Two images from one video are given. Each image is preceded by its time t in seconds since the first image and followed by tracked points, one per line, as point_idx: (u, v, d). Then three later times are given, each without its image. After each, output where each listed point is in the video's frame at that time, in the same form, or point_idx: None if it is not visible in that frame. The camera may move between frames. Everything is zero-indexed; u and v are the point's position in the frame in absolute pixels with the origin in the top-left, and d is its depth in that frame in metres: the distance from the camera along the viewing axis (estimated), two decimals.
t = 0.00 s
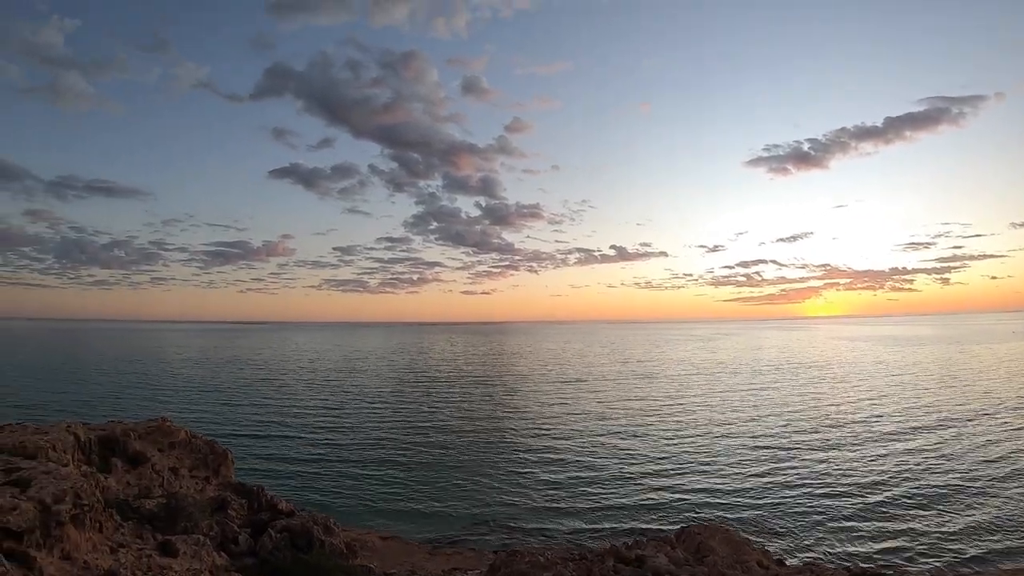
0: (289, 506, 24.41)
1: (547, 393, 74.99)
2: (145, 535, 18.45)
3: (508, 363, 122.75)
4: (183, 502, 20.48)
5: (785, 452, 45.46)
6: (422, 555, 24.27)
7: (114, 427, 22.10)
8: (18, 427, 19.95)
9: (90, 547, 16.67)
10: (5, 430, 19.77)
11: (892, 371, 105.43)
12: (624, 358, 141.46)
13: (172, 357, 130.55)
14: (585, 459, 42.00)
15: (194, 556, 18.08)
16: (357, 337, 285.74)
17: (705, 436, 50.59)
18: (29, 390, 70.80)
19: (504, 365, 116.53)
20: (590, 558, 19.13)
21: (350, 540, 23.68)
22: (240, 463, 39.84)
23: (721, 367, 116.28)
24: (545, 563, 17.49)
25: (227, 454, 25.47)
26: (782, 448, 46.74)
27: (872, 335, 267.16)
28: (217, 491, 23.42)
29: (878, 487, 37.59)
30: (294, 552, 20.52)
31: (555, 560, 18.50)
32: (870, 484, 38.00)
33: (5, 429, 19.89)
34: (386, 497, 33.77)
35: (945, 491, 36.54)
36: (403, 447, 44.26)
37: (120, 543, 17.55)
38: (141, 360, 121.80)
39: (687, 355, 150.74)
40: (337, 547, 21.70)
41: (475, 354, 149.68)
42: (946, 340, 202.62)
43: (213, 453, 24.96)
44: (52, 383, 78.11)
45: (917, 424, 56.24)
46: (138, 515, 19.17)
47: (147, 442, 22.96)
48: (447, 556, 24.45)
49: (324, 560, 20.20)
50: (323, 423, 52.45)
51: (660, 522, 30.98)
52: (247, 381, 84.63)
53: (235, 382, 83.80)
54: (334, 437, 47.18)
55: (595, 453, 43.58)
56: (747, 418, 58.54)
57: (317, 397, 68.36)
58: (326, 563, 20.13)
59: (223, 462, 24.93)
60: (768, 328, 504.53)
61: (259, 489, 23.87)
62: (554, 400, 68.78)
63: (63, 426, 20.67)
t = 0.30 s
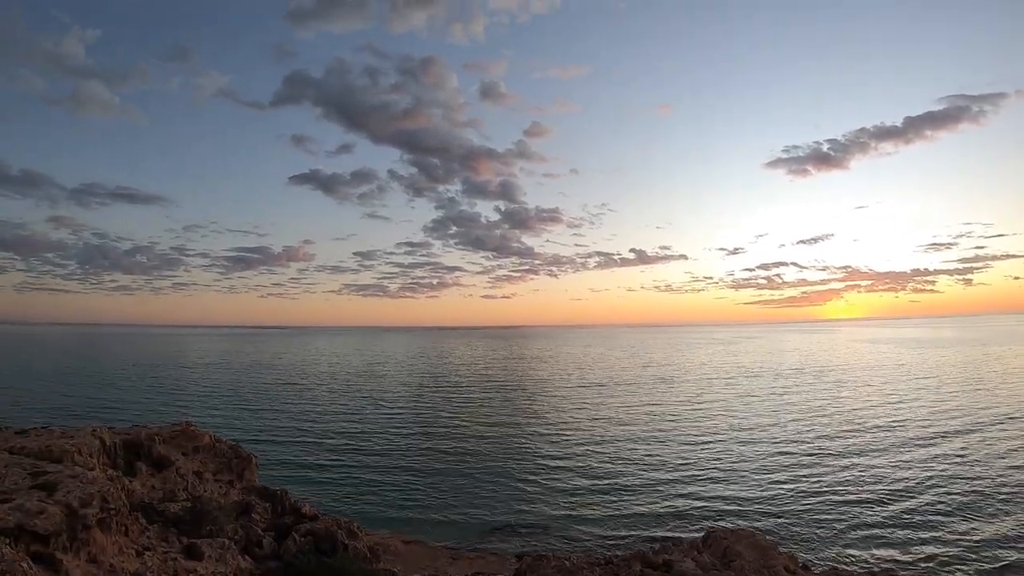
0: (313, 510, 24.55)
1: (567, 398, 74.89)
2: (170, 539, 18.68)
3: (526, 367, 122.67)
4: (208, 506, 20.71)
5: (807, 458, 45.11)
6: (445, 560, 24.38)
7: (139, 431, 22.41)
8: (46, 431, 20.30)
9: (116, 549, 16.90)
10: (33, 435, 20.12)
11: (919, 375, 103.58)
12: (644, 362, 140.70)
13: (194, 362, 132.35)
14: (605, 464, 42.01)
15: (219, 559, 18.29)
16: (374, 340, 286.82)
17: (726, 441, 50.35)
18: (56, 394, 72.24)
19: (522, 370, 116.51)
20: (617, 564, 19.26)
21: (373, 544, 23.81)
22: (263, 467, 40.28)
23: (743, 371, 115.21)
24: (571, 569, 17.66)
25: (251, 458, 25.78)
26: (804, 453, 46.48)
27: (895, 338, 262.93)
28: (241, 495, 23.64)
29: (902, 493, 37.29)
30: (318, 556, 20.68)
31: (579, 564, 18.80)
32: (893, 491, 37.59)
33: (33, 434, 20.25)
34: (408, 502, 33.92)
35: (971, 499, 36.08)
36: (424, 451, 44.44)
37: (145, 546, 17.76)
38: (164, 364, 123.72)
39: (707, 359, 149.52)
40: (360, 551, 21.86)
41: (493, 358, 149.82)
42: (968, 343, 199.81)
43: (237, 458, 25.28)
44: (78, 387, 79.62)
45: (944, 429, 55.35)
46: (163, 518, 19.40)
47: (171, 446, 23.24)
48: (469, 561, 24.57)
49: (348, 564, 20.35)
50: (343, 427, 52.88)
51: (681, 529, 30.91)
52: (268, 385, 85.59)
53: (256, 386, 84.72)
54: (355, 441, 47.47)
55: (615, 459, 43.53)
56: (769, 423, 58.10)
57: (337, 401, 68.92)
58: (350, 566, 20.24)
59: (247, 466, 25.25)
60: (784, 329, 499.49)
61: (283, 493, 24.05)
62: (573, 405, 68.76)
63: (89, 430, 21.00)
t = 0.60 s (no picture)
0: (329, 512, 24.68)
1: (581, 399, 74.78)
2: (189, 541, 18.83)
3: (539, 369, 122.56)
4: (226, 508, 20.85)
5: (822, 460, 44.88)
6: (461, 561, 24.41)
7: (157, 434, 22.67)
8: (67, 434, 20.70)
9: (136, 552, 17.08)
10: (55, 437, 20.59)
11: (937, 375, 102.33)
12: (658, 363, 140.09)
13: (208, 364, 133.54)
14: (618, 465, 42.14)
15: (238, 562, 18.54)
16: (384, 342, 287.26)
17: (741, 443, 50.17)
18: (72, 396, 73.09)
19: (535, 371, 116.45)
20: (639, 564, 21.65)
21: (390, 545, 23.91)
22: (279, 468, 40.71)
23: (757, 372, 114.39)
24: (591, 569, 20.23)
25: (268, 460, 25.99)
26: (819, 455, 46.34)
27: (911, 338, 260.07)
28: (258, 497, 23.80)
29: (919, 495, 37.06)
30: (336, 558, 20.79)
31: (600, 566, 21.22)
32: (910, 493, 37.32)
33: (55, 436, 20.70)
34: (423, 504, 33.95)
35: (990, 502, 35.76)
36: (438, 453, 44.53)
37: (164, 548, 17.92)
38: (179, 367, 124.83)
39: (721, 360, 148.74)
40: (378, 552, 21.97)
41: (505, 360, 149.73)
42: (984, 342, 197.71)
43: (254, 460, 25.53)
44: (93, 389, 80.51)
45: (963, 431, 54.71)
46: (182, 519, 19.57)
47: (189, 448, 23.48)
48: (486, 562, 24.58)
49: (366, 565, 20.46)
50: (358, 428, 53.30)
51: (696, 531, 30.84)
52: (281, 387, 86.21)
53: (270, 388, 85.22)
54: (370, 443, 47.61)
55: (630, 460, 43.46)
56: (784, 425, 57.77)
57: (351, 403, 69.46)
58: (367, 569, 20.29)
59: (265, 467, 25.58)
60: (795, 329, 496.06)
61: (300, 495, 24.22)
62: (587, 406, 68.71)
63: (108, 433, 21.32)
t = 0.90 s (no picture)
0: (341, 513, 24.73)
1: (591, 400, 74.74)
2: (201, 541, 19.07)
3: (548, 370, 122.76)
4: (237, 508, 21.04)
5: (832, 463, 44.77)
6: (472, 562, 24.42)
7: (168, 434, 23.12)
8: (79, 434, 21.43)
9: (148, 552, 17.48)
10: (67, 437, 21.38)
11: (950, 376, 101.39)
12: (668, 364, 139.47)
13: (219, 365, 134.30)
14: (626, 467, 42.27)
15: (250, 562, 18.72)
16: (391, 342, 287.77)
17: (751, 445, 50.08)
18: (84, 397, 73.75)
19: (544, 372, 116.37)
20: (654, 564, 22.25)
21: (401, 546, 23.93)
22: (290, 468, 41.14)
23: (768, 373, 113.63)
24: (605, 569, 21.02)
25: (279, 461, 26.18)
26: (829, 458, 46.21)
27: (922, 338, 258.02)
28: (269, 497, 24.05)
29: (930, 498, 36.80)
30: (347, 558, 20.81)
31: (614, 567, 21.85)
32: (921, 497, 37.17)
33: (67, 437, 21.48)
34: (433, 506, 33.98)
35: (1002, 505, 35.47)
36: (447, 454, 44.59)
37: (176, 549, 18.25)
38: (190, 367, 125.50)
39: (732, 361, 147.98)
40: (389, 553, 21.97)
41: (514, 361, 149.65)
42: (995, 343, 196.13)
43: (266, 460, 25.74)
44: (104, 389, 81.16)
45: (977, 434, 54.24)
46: (193, 520, 19.81)
47: (200, 449, 23.82)
48: (497, 563, 24.57)
49: (378, 566, 20.45)
50: (369, 429, 53.70)
51: (704, 532, 30.92)
52: (292, 388, 86.88)
53: (279, 389, 85.55)
54: (379, 444, 47.77)
55: (639, 462, 43.50)
56: (794, 427, 57.54)
57: (361, 404, 69.91)
58: (378, 569, 20.30)
59: (276, 468, 25.66)
60: (803, 329, 494.29)
61: (311, 495, 24.30)
62: (596, 407, 68.61)
63: (120, 433, 21.85)
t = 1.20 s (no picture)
0: (355, 511, 24.72)
1: (602, 400, 74.53)
2: (217, 540, 19.26)
3: (559, 369, 122.74)
4: (253, 507, 21.14)
5: (846, 464, 44.51)
6: (486, 562, 24.46)
7: (183, 434, 23.34)
8: (95, 434, 21.72)
9: (164, 552, 17.70)
10: (83, 436, 21.69)
11: (966, 377, 100.28)
12: (679, 364, 138.90)
13: (230, 365, 134.84)
14: (638, 467, 42.20)
15: (265, 561, 18.89)
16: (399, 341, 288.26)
17: (763, 445, 49.87)
18: (97, 397, 74.34)
19: (554, 372, 116.27)
20: (672, 563, 22.46)
21: (415, 545, 23.98)
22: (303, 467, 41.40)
23: (780, 373, 112.88)
24: (621, 570, 21.15)
25: (294, 461, 26.36)
26: (842, 459, 45.96)
27: (934, 338, 255.67)
28: (284, 497, 24.14)
29: (944, 501, 36.50)
30: (362, 558, 20.84)
31: (630, 566, 21.98)
32: (935, 499, 36.89)
33: (84, 436, 21.77)
34: (447, 505, 34.03)
35: (1018, 509, 35.10)
36: (459, 454, 44.64)
37: (192, 548, 18.46)
38: (201, 367, 126.09)
39: (742, 361, 147.12)
40: (404, 552, 21.96)
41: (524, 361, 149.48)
42: (1009, 343, 194.20)
43: (280, 460, 25.92)
44: (117, 390, 81.71)
45: (993, 436, 53.69)
46: (208, 519, 19.97)
47: (215, 448, 24.07)
48: (510, 562, 24.61)
49: (392, 565, 20.43)
50: (381, 429, 53.77)
51: (717, 532, 30.90)
52: (303, 388, 87.33)
53: (290, 389, 85.78)
54: (391, 444, 47.95)
55: (652, 462, 43.41)
56: (806, 428, 57.26)
57: (372, 403, 70.15)
58: (394, 568, 20.31)
59: (290, 468, 25.84)
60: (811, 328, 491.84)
61: (325, 494, 24.34)
62: (608, 407, 68.49)
63: (135, 433, 22.09)
